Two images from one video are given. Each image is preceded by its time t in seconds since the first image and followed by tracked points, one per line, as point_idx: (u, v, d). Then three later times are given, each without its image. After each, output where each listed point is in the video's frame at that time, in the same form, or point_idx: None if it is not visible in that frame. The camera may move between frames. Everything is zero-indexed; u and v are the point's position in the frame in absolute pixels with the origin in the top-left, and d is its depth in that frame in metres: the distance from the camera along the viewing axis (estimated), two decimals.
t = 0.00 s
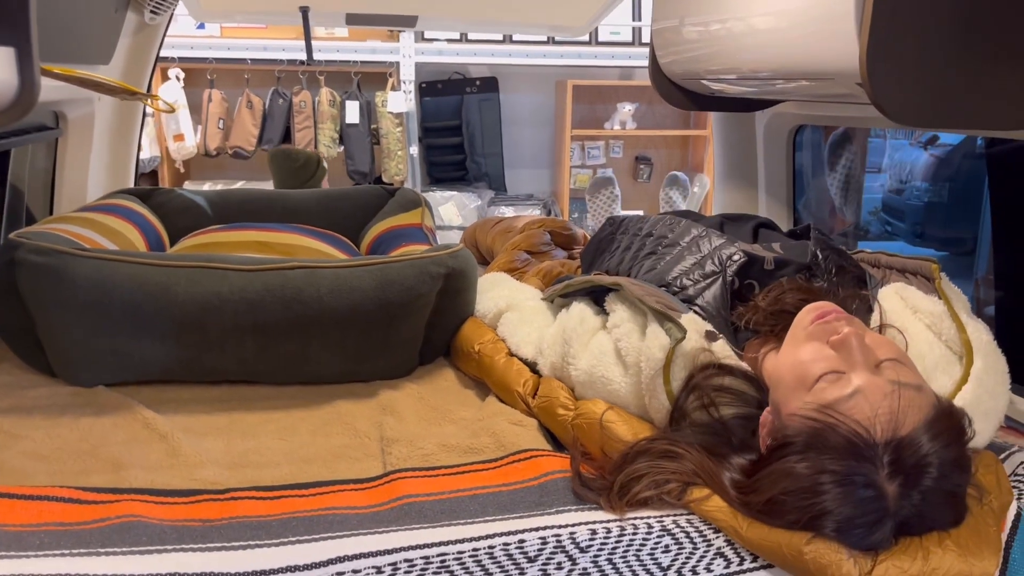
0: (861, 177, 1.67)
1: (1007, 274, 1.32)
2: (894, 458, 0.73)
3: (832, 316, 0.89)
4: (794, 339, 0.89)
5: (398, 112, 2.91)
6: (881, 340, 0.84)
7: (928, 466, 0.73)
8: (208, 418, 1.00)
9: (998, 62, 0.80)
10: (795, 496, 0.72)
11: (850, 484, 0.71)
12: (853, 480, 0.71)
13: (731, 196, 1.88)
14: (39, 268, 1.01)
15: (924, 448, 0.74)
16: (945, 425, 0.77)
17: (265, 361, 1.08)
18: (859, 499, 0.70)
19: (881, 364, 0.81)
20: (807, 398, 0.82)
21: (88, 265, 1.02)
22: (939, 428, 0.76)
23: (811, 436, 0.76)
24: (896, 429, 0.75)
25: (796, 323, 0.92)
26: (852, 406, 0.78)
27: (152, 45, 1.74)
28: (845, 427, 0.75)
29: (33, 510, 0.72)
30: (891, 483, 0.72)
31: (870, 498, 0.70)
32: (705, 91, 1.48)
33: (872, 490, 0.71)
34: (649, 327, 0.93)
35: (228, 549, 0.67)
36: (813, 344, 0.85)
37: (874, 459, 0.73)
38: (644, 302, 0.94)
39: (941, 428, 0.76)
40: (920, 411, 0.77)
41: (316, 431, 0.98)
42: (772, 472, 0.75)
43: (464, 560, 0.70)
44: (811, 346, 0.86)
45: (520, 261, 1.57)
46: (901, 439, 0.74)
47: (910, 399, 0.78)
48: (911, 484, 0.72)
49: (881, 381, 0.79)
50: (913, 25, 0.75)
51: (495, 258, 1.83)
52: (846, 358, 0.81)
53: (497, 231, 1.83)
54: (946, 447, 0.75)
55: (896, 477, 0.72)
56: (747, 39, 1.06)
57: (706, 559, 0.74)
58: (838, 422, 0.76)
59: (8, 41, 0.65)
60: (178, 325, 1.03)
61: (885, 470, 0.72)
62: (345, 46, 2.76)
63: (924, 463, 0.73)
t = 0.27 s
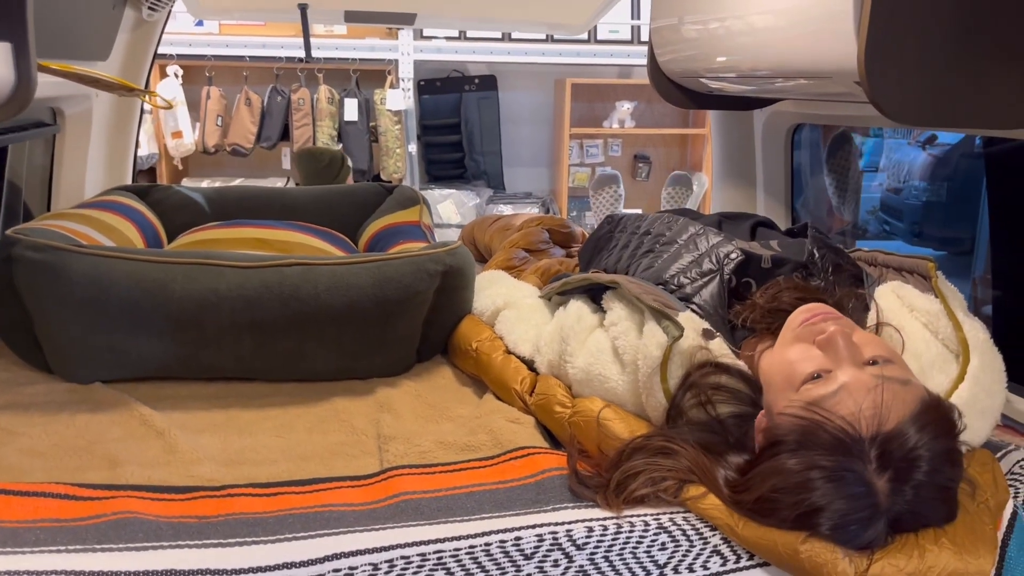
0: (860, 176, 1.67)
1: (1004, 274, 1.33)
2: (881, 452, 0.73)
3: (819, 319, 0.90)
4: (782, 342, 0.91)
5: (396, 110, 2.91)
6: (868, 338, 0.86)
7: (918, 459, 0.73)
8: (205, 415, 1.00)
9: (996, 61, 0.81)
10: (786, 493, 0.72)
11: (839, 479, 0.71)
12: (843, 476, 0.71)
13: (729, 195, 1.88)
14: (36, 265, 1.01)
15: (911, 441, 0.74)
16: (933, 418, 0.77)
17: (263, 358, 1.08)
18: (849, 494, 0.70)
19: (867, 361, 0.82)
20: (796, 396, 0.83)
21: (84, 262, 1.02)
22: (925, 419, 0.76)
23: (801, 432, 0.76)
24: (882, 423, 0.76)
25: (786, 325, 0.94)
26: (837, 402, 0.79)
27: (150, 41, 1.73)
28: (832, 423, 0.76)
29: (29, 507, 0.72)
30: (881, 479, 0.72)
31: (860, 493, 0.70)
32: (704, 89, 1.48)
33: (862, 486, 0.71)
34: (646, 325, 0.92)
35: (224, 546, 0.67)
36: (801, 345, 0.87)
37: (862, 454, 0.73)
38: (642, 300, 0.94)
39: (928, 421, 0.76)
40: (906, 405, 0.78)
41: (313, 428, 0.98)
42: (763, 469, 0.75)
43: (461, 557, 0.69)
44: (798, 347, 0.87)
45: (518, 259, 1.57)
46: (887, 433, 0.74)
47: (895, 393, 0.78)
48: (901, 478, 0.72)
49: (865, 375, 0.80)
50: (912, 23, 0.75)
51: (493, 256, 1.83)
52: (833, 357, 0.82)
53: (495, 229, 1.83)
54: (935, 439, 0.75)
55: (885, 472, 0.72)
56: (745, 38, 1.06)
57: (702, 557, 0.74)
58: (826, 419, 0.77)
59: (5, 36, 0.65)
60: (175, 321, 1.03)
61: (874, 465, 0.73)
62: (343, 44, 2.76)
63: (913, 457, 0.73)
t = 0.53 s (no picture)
0: (858, 177, 1.67)
1: (1002, 273, 1.33)
2: (878, 449, 0.73)
3: (815, 316, 0.90)
4: (779, 340, 0.91)
5: (395, 107, 2.90)
6: (865, 336, 0.86)
7: (915, 456, 0.73)
8: (202, 412, 1.00)
9: (995, 59, 0.81)
10: (783, 490, 0.72)
11: (836, 476, 0.71)
12: (841, 473, 0.71)
13: (728, 193, 1.88)
14: (33, 261, 1.01)
15: (908, 437, 0.74)
16: (929, 413, 0.77)
17: (262, 355, 1.08)
18: (846, 491, 0.70)
19: (863, 358, 0.82)
20: (792, 394, 0.83)
21: (81, 259, 1.02)
22: (922, 415, 0.76)
23: (798, 429, 0.76)
24: (878, 420, 0.76)
25: (783, 323, 0.93)
26: (833, 399, 0.79)
27: (148, 37, 1.73)
28: (829, 420, 0.76)
29: (26, 503, 0.72)
30: (878, 475, 0.72)
31: (857, 490, 0.70)
32: (703, 87, 1.48)
33: (860, 483, 0.71)
34: (645, 322, 0.93)
35: (222, 542, 0.67)
36: (797, 344, 0.87)
37: (859, 451, 0.73)
38: (640, 298, 0.94)
39: (924, 416, 0.76)
40: (902, 401, 0.78)
41: (310, 425, 0.98)
42: (760, 467, 0.75)
43: (459, 554, 0.69)
44: (795, 345, 0.87)
45: (516, 256, 1.57)
46: (884, 430, 0.74)
47: (891, 389, 0.78)
48: (898, 475, 0.72)
49: (861, 371, 0.80)
50: (911, 21, 0.76)
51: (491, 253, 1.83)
52: (829, 353, 0.82)
53: (494, 226, 1.83)
54: (931, 435, 0.75)
55: (882, 469, 0.72)
56: (744, 36, 1.06)
57: (700, 554, 0.74)
58: (822, 416, 0.76)
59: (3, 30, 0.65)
60: (173, 318, 1.03)
61: (870, 462, 0.73)
62: (342, 41, 2.75)
63: (910, 453, 0.73)
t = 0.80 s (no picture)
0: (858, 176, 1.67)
1: (1001, 271, 1.33)
2: (874, 442, 0.73)
3: (811, 314, 0.90)
4: (775, 337, 0.91)
5: (395, 105, 2.90)
6: (861, 331, 0.86)
7: (911, 449, 0.73)
8: (201, 408, 1.00)
9: (995, 57, 0.80)
10: (781, 486, 0.72)
11: (833, 471, 0.71)
12: (837, 468, 0.71)
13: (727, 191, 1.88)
14: (32, 257, 1.01)
15: (904, 430, 0.74)
16: (925, 407, 0.77)
17: (261, 351, 1.07)
18: (843, 486, 0.70)
19: (859, 353, 0.82)
20: (788, 390, 0.82)
21: (79, 255, 1.01)
22: (918, 408, 0.76)
23: (795, 424, 0.76)
24: (874, 414, 0.76)
25: (780, 320, 0.93)
26: (828, 394, 0.79)
27: (147, 33, 1.72)
28: (825, 415, 0.76)
29: (25, 498, 0.72)
30: (875, 470, 0.72)
31: (854, 484, 0.70)
32: (703, 85, 1.48)
33: (857, 478, 0.71)
34: (645, 319, 0.93)
35: (221, 537, 0.67)
36: (793, 340, 0.87)
37: (855, 446, 0.73)
38: (639, 295, 0.94)
39: (920, 410, 0.76)
40: (898, 394, 0.78)
41: (310, 421, 0.98)
42: (758, 462, 0.75)
43: (458, 550, 0.69)
44: (791, 342, 0.87)
45: (516, 254, 1.57)
46: (880, 424, 0.74)
47: (887, 382, 0.78)
48: (896, 469, 0.72)
49: (856, 367, 0.80)
50: (912, 19, 0.75)
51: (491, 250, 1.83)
52: (825, 349, 0.82)
53: (493, 223, 1.83)
54: (926, 428, 0.75)
55: (879, 463, 0.73)
56: (744, 33, 1.05)
57: (699, 551, 0.74)
58: (819, 411, 0.76)
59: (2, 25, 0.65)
60: (172, 314, 1.03)
61: (867, 456, 0.73)
62: (342, 38, 2.75)
63: (907, 446, 0.73)
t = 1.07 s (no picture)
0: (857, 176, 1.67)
1: (999, 271, 1.33)
2: (871, 439, 0.74)
3: (808, 311, 0.90)
4: (772, 335, 0.91)
5: (395, 104, 2.90)
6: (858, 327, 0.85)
7: (909, 446, 0.74)
8: (201, 405, 1.00)
9: (995, 57, 0.81)
10: (778, 482, 0.72)
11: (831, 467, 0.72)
12: (835, 464, 0.72)
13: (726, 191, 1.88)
14: (31, 254, 1.01)
15: (902, 427, 0.74)
16: (921, 403, 0.77)
17: (260, 349, 1.07)
18: (840, 482, 0.71)
19: (856, 350, 0.82)
20: (786, 387, 0.82)
21: (78, 252, 1.01)
22: (915, 404, 0.77)
23: (793, 421, 0.76)
24: (872, 410, 0.76)
25: (778, 317, 0.93)
26: (825, 391, 0.78)
27: (147, 31, 1.72)
28: (823, 412, 0.76)
29: (25, 495, 0.72)
30: (872, 465, 0.73)
31: (851, 480, 0.71)
32: (702, 84, 1.48)
33: (854, 474, 0.71)
34: (642, 317, 0.93)
35: (220, 534, 0.67)
36: (790, 337, 0.86)
37: (853, 443, 0.73)
38: (638, 293, 0.94)
39: (916, 406, 0.77)
40: (895, 391, 0.78)
41: (309, 419, 0.98)
42: (756, 459, 0.76)
43: (457, 547, 0.69)
44: (788, 338, 0.87)
45: (515, 252, 1.57)
46: (877, 420, 0.75)
47: (884, 379, 0.79)
48: (893, 465, 0.73)
49: (854, 363, 0.79)
50: (911, 18, 0.76)
51: (489, 249, 1.83)
52: (822, 346, 0.82)
53: (492, 222, 1.83)
54: (923, 425, 0.75)
55: (877, 460, 0.73)
56: (744, 33, 1.06)
57: (698, 548, 0.74)
58: (816, 408, 0.76)
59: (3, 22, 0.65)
60: (172, 311, 1.03)
61: (865, 453, 0.73)
62: (342, 38, 2.75)
63: (904, 442, 0.74)
